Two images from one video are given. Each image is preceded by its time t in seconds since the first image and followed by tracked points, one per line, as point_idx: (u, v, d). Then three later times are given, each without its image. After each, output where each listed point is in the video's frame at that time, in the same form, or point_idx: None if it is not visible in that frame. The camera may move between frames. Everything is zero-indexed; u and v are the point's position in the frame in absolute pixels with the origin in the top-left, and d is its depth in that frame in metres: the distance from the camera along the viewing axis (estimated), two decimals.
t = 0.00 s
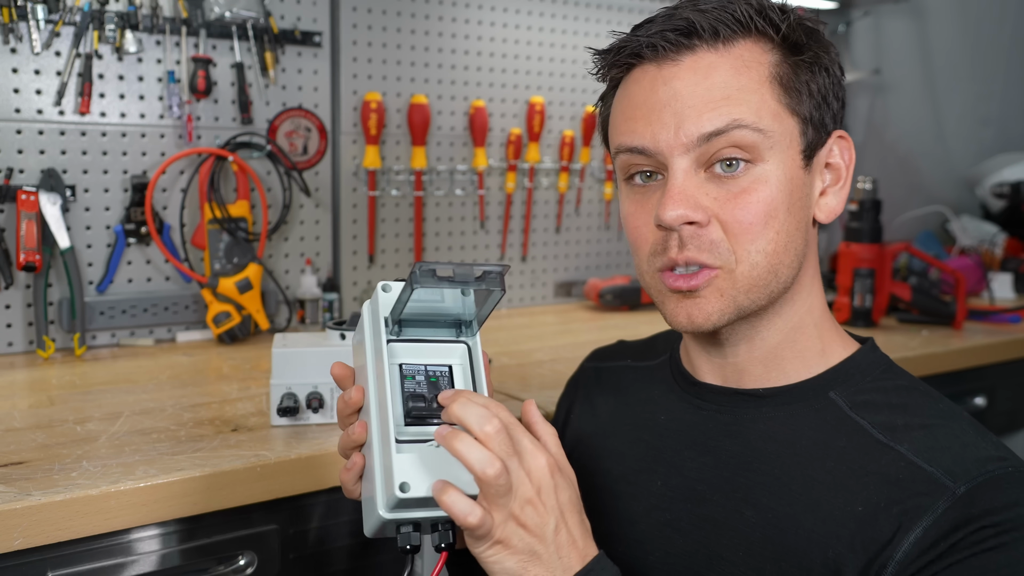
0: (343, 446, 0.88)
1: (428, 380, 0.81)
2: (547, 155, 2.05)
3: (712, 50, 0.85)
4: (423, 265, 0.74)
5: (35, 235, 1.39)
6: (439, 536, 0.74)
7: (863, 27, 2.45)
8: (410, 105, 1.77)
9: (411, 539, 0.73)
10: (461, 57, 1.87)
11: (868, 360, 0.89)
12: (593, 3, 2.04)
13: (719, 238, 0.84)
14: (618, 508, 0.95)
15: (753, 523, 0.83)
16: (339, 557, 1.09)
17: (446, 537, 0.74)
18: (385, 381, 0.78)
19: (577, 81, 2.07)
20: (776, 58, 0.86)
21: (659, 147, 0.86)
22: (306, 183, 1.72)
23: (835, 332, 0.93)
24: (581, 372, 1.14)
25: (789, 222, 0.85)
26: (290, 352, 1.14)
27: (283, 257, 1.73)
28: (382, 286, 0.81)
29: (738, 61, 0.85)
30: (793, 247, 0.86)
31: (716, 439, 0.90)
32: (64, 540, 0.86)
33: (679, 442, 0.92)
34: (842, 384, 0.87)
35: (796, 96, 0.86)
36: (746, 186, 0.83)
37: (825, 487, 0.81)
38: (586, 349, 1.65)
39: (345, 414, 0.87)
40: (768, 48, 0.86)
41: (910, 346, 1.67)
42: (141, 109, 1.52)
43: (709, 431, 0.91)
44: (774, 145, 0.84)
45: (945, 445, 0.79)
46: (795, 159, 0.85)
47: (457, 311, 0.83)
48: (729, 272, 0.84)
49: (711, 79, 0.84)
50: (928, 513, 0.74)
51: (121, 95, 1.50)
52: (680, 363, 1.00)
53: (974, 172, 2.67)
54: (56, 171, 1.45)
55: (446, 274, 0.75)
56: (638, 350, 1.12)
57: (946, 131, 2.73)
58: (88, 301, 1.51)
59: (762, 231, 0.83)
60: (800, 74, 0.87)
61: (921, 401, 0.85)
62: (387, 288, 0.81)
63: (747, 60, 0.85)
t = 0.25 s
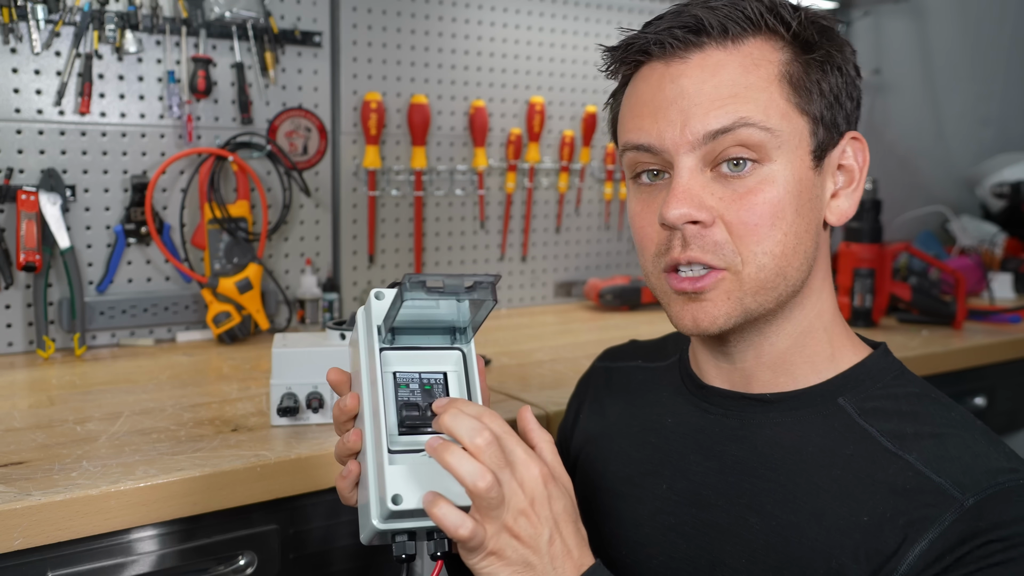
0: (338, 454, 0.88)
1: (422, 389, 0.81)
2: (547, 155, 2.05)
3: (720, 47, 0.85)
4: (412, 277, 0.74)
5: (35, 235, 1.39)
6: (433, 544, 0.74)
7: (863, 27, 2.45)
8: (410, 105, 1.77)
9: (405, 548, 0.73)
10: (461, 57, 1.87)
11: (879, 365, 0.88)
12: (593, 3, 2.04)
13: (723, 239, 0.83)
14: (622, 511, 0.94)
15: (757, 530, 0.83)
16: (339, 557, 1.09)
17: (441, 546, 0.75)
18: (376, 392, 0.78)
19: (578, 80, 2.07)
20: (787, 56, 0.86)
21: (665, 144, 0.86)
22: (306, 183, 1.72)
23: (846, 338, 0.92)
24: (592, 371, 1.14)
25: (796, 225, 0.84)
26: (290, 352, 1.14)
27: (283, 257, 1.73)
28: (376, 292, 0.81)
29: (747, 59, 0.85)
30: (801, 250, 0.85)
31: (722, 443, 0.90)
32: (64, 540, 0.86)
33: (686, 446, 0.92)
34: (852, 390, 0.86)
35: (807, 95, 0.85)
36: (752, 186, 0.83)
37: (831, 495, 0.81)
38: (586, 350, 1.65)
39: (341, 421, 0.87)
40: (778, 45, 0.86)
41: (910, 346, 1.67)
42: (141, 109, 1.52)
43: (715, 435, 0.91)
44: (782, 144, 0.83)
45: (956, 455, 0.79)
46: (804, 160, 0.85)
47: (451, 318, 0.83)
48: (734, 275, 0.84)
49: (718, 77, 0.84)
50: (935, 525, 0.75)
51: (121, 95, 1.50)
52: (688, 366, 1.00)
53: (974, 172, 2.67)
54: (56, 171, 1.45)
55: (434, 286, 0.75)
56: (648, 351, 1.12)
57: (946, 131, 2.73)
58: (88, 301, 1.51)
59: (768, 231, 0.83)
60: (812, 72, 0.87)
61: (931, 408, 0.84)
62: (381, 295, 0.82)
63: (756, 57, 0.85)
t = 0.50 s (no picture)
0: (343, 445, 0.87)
1: (431, 377, 0.81)
2: (547, 155, 2.05)
3: (716, 51, 0.85)
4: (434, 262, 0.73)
5: (35, 235, 1.39)
6: (444, 534, 0.73)
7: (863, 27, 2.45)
8: (410, 105, 1.77)
9: (415, 536, 0.73)
10: (461, 57, 1.87)
11: (887, 372, 0.88)
12: (593, 3, 2.04)
13: (696, 243, 0.85)
14: (623, 510, 0.95)
15: (758, 534, 0.83)
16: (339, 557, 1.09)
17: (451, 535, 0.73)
18: (389, 381, 0.77)
19: (578, 80, 2.06)
20: (786, 63, 0.85)
21: (653, 145, 0.87)
22: (306, 183, 1.72)
23: (853, 343, 0.91)
24: (598, 368, 1.14)
25: (775, 236, 0.83)
26: (290, 352, 1.14)
27: (283, 257, 1.73)
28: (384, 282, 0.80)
29: (740, 65, 0.84)
30: (780, 261, 0.84)
31: (725, 445, 0.89)
32: (64, 541, 0.86)
33: (689, 446, 0.92)
34: (858, 396, 0.86)
35: (799, 105, 0.83)
36: (729, 194, 0.83)
37: (834, 501, 0.81)
38: (586, 350, 1.65)
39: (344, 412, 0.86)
40: (777, 50, 0.85)
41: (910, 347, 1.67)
42: (141, 109, 1.52)
43: (719, 437, 0.91)
44: (765, 155, 0.82)
45: (962, 465, 0.78)
46: (792, 173, 0.83)
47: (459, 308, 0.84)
48: (705, 278, 0.85)
49: (708, 82, 0.84)
50: (938, 535, 0.75)
51: (121, 95, 1.50)
52: (693, 367, 1.00)
53: (975, 172, 2.67)
54: (56, 171, 1.45)
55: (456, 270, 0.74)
56: (653, 349, 1.12)
57: (947, 131, 2.73)
58: (88, 301, 1.51)
59: (742, 241, 0.83)
60: (814, 81, 0.85)
61: (938, 416, 0.84)
62: (390, 284, 0.81)
63: (750, 63, 0.84)
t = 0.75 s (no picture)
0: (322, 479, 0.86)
1: (407, 399, 0.80)
2: (547, 155, 2.05)
3: (718, 53, 0.86)
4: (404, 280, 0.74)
5: (35, 236, 1.39)
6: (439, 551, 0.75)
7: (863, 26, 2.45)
8: (410, 105, 1.77)
9: (412, 558, 0.73)
10: (461, 57, 1.86)
11: (892, 378, 0.87)
12: (593, 3, 2.03)
13: (683, 242, 0.87)
14: (625, 508, 0.95)
15: (759, 536, 0.83)
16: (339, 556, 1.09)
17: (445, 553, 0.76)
18: (367, 403, 0.77)
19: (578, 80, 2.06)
20: (785, 69, 0.85)
21: (652, 143, 0.89)
22: (306, 183, 1.72)
23: (858, 349, 0.91)
24: (603, 365, 1.13)
25: (763, 243, 0.84)
26: (290, 352, 1.13)
27: (283, 257, 1.73)
28: (347, 308, 0.81)
29: (741, 67, 0.85)
30: (770, 267, 0.85)
31: (727, 446, 0.89)
32: (64, 541, 0.86)
33: (692, 447, 0.92)
34: (861, 401, 0.85)
35: (792, 112, 0.83)
36: (719, 198, 0.84)
37: (836, 505, 0.81)
38: (586, 350, 1.65)
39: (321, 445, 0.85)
40: (778, 56, 0.85)
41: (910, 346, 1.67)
42: (141, 109, 1.52)
43: (721, 438, 0.91)
44: (757, 160, 0.83)
45: (964, 472, 0.78)
46: (784, 180, 0.83)
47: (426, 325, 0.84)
48: (691, 278, 0.87)
49: (706, 83, 0.85)
50: (939, 543, 0.75)
51: (122, 95, 1.50)
52: (697, 367, 0.99)
53: (975, 172, 2.67)
54: (56, 171, 1.45)
55: (426, 287, 0.76)
56: (659, 348, 1.12)
57: (947, 131, 2.72)
58: (88, 301, 1.51)
59: (728, 245, 0.84)
60: (813, 88, 0.84)
61: (942, 422, 0.84)
62: (354, 309, 0.81)
63: (751, 66, 0.85)
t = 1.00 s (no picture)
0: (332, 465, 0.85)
1: (419, 383, 0.80)
2: (547, 155, 2.05)
3: (716, 54, 0.86)
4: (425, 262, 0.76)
5: (35, 235, 1.39)
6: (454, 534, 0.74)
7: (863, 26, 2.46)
8: (410, 105, 1.77)
9: (427, 541, 0.72)
10: (461, 57, 1.86)
11: (890, 375, 0.87)
12: (593, 3, 2.03)
13: (683, 242, 0.87)
14: (625, 508, 0.95)
15: (759, 534, 0.83)
16: (339, 556, 1.09)
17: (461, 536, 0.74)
18: (382, 385, 0.76)
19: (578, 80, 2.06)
20: (784, 70, 0.85)
21: (651, 143, 0.89)
22: (306, 183, 1.72)
23: (857, 347, 0.91)
24: (600, 366, 1.14)
25: (763, 242, 0.84)
26: (290, 351, 1.13)
27: (283, 257, 1.73)
28: (360, 293, 0.81)
29: (739, 68, 0.85)
30: (770, 266, 0.85)
31: (726, 445, 0.89)
32: (64, 541, 0.86)
33: (691, 446, 0.92)
34: (859, 398, 0.86)
35: (791, 112, 0.83)
36: (718, 197, 0.84)
37: (835, 503, 0.80)
38: (585, 350, 1.65)
39: (332, 431, 0.84)
40: (777, 56, 0.85)
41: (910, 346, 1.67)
42: (141, 109, 1.52)
43: (721, 437, 0.91)
44: (757, 160, 0.83)
45: (962, 468, 0.78)
46: (783, 180, 0.83)
47: (437, 312, 0.85)
48: (691, 277, 0.87)
49: (704, 84, 0.85)
50: (939, 538, 0.74)
51: (121, 95, 1.50)
52: (696, 367, 1.00)
53: (975, 172, 2.67)
54: (56, 171, 1.45)
55: (445, 269, 0.78)
56: (656, 348, 1.12)
57: (947, 131, 2.72)
58: (88, 301, 1.51)
59: (728, 244, 0.84)
60: (812, 89, 0.84)
61: (940, 420, 0.84)
62: (365, 296, 0.82)
63: (750, 67, 0.85)
